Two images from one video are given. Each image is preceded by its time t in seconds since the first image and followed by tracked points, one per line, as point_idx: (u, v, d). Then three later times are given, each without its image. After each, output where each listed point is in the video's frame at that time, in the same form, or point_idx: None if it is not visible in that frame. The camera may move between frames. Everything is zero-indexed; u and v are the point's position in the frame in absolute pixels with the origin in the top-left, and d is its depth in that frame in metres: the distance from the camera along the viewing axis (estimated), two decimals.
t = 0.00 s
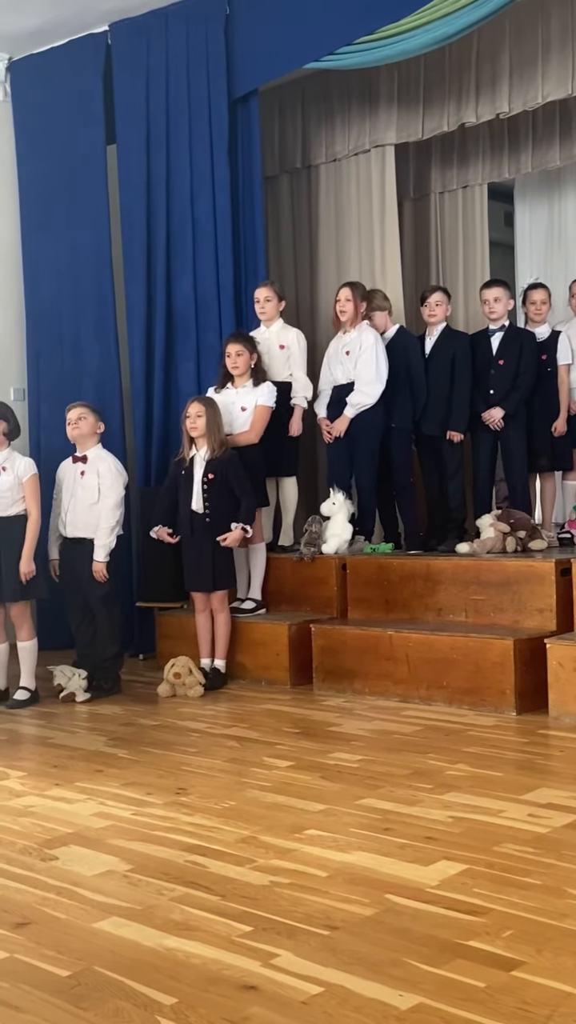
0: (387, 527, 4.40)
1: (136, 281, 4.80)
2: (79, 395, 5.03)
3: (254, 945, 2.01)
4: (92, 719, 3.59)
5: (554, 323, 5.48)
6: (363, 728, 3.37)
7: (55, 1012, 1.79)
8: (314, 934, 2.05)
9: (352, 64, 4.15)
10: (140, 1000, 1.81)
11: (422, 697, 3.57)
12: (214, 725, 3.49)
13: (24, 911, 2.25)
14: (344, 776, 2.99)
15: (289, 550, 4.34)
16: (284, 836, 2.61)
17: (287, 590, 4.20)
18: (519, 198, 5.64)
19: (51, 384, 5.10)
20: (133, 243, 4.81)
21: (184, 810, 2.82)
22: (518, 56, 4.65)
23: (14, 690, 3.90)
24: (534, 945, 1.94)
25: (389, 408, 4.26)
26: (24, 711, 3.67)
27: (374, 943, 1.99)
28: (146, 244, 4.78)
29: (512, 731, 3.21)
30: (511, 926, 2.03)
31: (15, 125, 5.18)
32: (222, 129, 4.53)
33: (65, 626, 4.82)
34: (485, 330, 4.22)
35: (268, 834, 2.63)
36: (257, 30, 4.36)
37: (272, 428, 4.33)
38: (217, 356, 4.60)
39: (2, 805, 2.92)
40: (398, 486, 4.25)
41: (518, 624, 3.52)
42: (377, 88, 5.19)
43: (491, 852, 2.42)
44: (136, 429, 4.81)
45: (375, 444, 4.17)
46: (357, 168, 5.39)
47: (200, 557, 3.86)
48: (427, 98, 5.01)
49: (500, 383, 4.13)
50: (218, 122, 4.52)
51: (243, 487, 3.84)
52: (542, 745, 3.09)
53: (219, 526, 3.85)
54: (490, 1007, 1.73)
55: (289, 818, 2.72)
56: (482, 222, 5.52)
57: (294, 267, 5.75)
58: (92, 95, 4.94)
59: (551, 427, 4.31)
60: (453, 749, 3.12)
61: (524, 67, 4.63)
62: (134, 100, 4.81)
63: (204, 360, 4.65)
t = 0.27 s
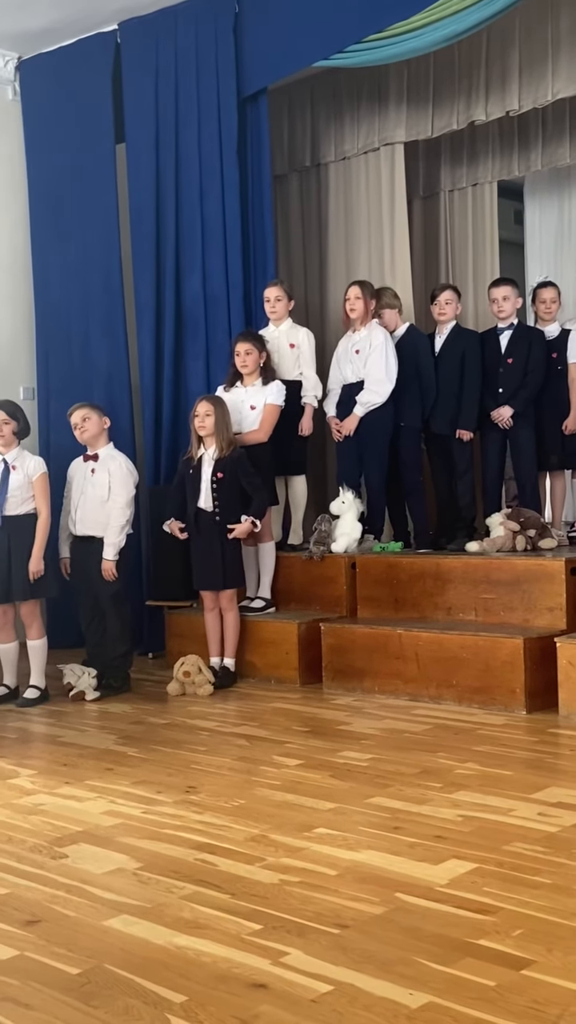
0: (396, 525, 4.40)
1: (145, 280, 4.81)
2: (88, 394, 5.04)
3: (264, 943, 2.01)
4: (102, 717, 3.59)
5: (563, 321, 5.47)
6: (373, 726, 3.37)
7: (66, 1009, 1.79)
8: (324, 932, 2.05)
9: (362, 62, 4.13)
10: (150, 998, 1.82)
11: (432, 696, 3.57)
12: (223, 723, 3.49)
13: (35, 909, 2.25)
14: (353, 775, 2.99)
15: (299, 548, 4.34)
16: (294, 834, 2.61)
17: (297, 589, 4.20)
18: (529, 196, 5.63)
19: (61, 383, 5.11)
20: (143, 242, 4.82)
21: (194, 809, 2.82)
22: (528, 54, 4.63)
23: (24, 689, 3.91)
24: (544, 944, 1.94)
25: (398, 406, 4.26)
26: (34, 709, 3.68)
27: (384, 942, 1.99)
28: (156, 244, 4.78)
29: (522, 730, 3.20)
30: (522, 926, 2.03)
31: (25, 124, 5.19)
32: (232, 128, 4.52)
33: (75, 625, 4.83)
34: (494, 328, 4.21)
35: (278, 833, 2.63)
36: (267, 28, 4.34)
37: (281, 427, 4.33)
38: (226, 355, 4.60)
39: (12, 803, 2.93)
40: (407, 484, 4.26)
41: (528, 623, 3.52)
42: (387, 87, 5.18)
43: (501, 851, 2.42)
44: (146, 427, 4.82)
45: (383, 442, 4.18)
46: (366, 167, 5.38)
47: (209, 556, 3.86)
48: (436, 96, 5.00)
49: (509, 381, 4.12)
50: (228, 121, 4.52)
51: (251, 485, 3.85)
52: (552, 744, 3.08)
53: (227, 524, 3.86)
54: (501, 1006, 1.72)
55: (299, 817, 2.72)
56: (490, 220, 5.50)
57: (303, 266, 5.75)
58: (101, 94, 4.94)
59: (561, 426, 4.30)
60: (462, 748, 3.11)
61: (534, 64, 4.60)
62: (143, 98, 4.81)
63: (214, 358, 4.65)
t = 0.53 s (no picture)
0: (402, 523, 4.42)
1: (152, 280, 4.82)
2: (95, 394, 5.05)
3: (269, 941, 2.02)
4: (109, 714, 3.61)
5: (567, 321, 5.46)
6: (379, 724, 3.39)
7: (72, 1005, 1.81)
8: (330, 930, 2.06)
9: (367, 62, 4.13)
10: (157, 994, 1.83)
11: (437, 693, 3.58)
12: (230, 721, 3.51)
13: (42, 906, 2.27)
14: (359, 773, 3.00)
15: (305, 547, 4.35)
16: (299, 832, 2.62)
17: (303, 587, 4.21)
18: (534, 194, 5.63)
19: (68, 382, 5.13)
20: (150, 242, 4.83)
21: (200, 806, 2.84)
22: (534, 53, 4.62)
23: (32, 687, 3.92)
24: (550, 942, 1.95)
25: (404, 405, 4.27)
26: (41, 706, 3.70)
27: (389, 940, 2.00)
28: (162, 243, 4.79)
29: (528, 728, 3.21)
30: (527, 923, 2.04)
31: (33, 125, 5.21)
32: (238, 127, 4.53)
33: (81, 624, 4.84)
34: (498, 328, 4.21)
35: (284, 830, 2.64)
36: (273, 29, 4.35)
37: (287, 427, 4.34)
38: (232, 354, 4.61)
39: (19, 800, 2.95)
40: (413, 483, 4.28)
41: (534, 621, 3.52)
42: (393, 86, 5.18)
43: (506, 849, 2.43)
44: (152, 427, 4.83)
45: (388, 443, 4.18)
46: (372, 166, 5.39)
47: (214, 554, 3.87)
48: (442, 95, 5.00)
49: (513, 380, 4.13)
50: (234, 121, 4.52)
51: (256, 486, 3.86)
52: (557, 741, 3.10)
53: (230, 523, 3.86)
54: (506, 1003, 1.73)
55: (305, 814, 2.73)
56: (496, 220, 5.50)
57: (309, 265, 5.76)
58: (108, 95, 4.96)
59: (566, 424, 4.31)
60: (468, 746, 3.12)
61: (540, 63, 4.60)
62: (150, 99, 4.82)
63: (220, 358, 4.66)
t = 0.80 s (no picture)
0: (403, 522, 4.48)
1: (157, 282, 4.87)
2: (101, 394, 5.10)
3: (273, 932, 2.07)
4: (114, 710, 3.67)
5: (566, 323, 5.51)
6: (380, 719, 3.44)
7: (78, 994, 1.86)
8: (332, 922, 2.11)
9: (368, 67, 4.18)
10: (163, 985, 1.88)
11: (438, 689, 3.64)
12: (233, 716, 3.56)
13: (49, 898, 2.32)
14: (361, 767, 3.06)
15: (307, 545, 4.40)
16: (302, 825, 2.68)
17: (305, 585, 4.26)
18: (533, 197, 5.68)
19: (73, 383, 5.18)
20: (154, 245, 4.88)
21: (205, 800, 2.89)
22: (532, 59, 4.68)
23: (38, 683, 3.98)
24: (548, 934, 2.00)
25: (404, 407, 4.33)
26: (46, 703, 3.75)
27: (391, 931, 2.05)
28: (167, 246, 4.84)
29: (526, 723, 3.27)
30: (526, 915, 2.09)
31: (38, 131, 5.26)
32: (241, 132, 4.57)
33: (87, 621, 4.90)
34: (495, 330, 4.28)
35: (287, 824, 2.70)
36: (276, 36, 4.40)
37: (290, 427, 4.39)
38: (235, 355, 4.66)
39: (26, 794, 3.00)
40: (413, 482, 4.34)
41: (532, 618, 3.58)
42: (393, 92, 5.22)
43: (505, 843, 2.49)
44: (157, 427, 4.89)
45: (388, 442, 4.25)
46: (373, 171, 5.44)
47: (217, 551, 3.92)
48: (442, 101, 5.05)
49: (510, 381, 4.20)
50: (237, 126, 4.57)
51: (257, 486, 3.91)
52: (555, 736, 3.15)
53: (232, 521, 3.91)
54: (505, 994, 1.79)
55: (307, 808, 2.79)
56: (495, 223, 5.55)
57: (311, 268, 5.82)
58: (113, 100, 5.01)
59: (564, 424, 4.37)
60: (467, 741, 3.18)
61: (538, 68, 4.67)
62: (154, 104, 4.87)
63: (224, 359, 4.71)
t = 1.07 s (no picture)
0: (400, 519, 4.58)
1: (160, 286, 4.96)
2: (106, 395, 5.19)
3: (274, 920, 2.15)
4: (119, 704, 3.75)
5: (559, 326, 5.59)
6: (378, 712, 3.53)
7: (85, 982, 1.92)
8: (332, 909, 2.20)
9: (365, 77, 4.24)
10: (166, 971, 1.95)
11: (435, 682, 3.73)
12: (235, 709, 3.65)
13: (56, 887, 2.40)
14: (359, 759, 3.15)
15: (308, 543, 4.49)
16: (302, 815, 2.77)
17: (306, 582, 4.36)
18: (528, 203, 5.77)
19: (79, 385, 5.27)
20: (158, 250, 4.96)
21: (208, 791, 2.98)
22: (526, 68, 4.77)
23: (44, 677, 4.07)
24: (542, 922, 2.09)
25: (401, 407, 4.42)
26: (53, 696, 3.85)
27: (389, 919, 2.13)
28: (170, 250, 4.93)
29: (521, 716, 3.36)
30: (520, 903, 2.18)
31: (46, 139, 5.37)
32: (242, 140, 4.65)
33: (92, 617, 4.99)
34: (489, 333, 4.36)
35: (288, 814, 2.79)
36: (277, 45, 4.48)
37: (291, 426, 4.47)
38: (237, 357, 4.75)
39: (33, 785, 3.09)
40: (411, 480, 4.44)
41: (527, 614, 3.66)
42: (391, 100, 5.30)
43: (500, 832, 2.57)
44: (160, 427, 4.97)
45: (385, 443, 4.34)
46: (372, 177, 5.53)
47: (219, 547, 4.01)
48: (439, 109, 5.13)
49: (504, 383, 4.28)
50: (239, 134, 4.65)
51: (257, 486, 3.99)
52: (549, 728, 3.25)
53: (234, 521, 4.01)
54: (500, 978, 1.86)
55: (308, 799, 2.87)
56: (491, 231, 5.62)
57: (311, 272, 5.91)
58: (117, 109, 5.10)
59: (557, 424, 4.46)
60: (463, 733, 3.27)
61: (533, 78, 4.75)
62: (156, 112, 4.96)
63: (225, 361, 4.80)
